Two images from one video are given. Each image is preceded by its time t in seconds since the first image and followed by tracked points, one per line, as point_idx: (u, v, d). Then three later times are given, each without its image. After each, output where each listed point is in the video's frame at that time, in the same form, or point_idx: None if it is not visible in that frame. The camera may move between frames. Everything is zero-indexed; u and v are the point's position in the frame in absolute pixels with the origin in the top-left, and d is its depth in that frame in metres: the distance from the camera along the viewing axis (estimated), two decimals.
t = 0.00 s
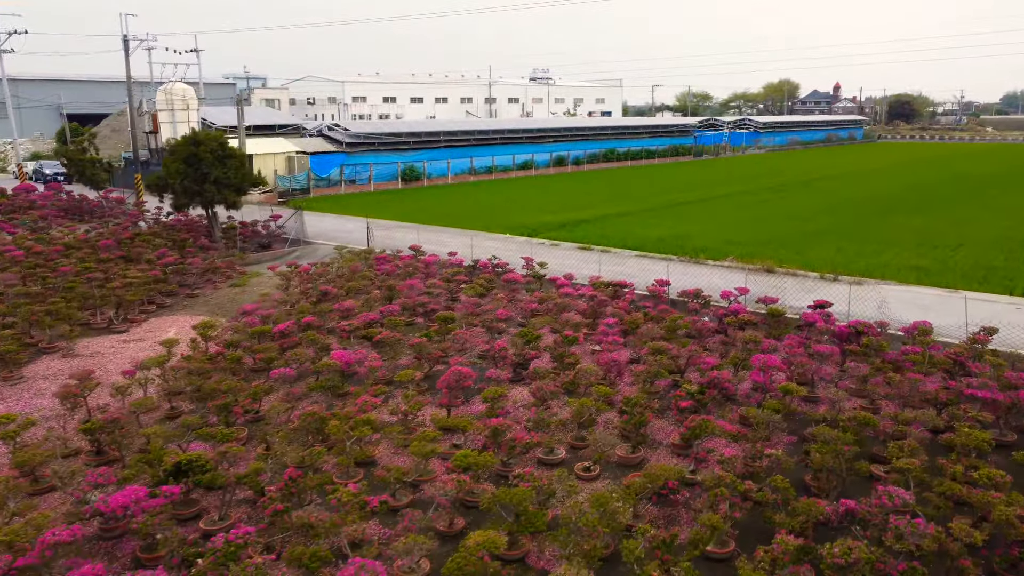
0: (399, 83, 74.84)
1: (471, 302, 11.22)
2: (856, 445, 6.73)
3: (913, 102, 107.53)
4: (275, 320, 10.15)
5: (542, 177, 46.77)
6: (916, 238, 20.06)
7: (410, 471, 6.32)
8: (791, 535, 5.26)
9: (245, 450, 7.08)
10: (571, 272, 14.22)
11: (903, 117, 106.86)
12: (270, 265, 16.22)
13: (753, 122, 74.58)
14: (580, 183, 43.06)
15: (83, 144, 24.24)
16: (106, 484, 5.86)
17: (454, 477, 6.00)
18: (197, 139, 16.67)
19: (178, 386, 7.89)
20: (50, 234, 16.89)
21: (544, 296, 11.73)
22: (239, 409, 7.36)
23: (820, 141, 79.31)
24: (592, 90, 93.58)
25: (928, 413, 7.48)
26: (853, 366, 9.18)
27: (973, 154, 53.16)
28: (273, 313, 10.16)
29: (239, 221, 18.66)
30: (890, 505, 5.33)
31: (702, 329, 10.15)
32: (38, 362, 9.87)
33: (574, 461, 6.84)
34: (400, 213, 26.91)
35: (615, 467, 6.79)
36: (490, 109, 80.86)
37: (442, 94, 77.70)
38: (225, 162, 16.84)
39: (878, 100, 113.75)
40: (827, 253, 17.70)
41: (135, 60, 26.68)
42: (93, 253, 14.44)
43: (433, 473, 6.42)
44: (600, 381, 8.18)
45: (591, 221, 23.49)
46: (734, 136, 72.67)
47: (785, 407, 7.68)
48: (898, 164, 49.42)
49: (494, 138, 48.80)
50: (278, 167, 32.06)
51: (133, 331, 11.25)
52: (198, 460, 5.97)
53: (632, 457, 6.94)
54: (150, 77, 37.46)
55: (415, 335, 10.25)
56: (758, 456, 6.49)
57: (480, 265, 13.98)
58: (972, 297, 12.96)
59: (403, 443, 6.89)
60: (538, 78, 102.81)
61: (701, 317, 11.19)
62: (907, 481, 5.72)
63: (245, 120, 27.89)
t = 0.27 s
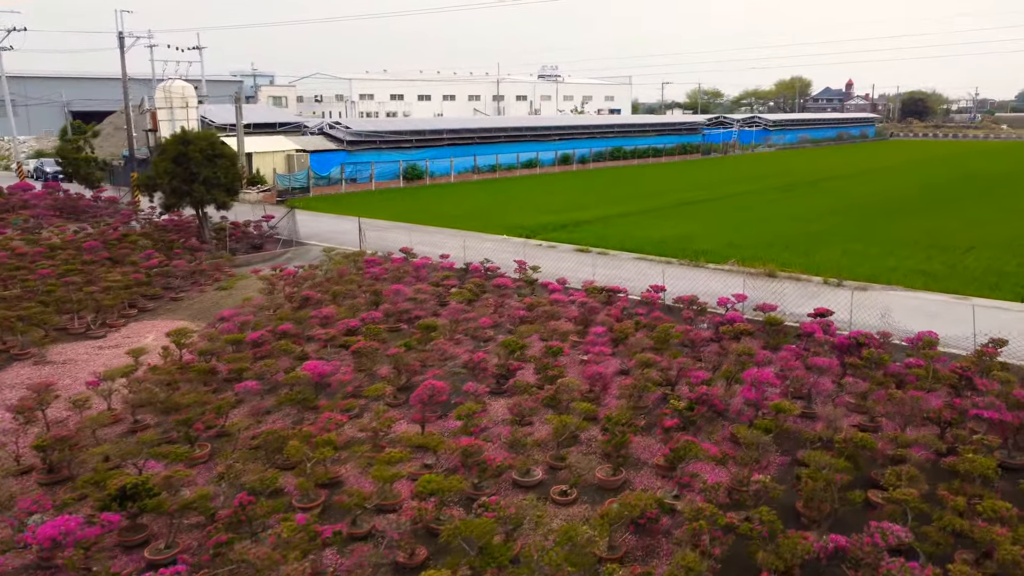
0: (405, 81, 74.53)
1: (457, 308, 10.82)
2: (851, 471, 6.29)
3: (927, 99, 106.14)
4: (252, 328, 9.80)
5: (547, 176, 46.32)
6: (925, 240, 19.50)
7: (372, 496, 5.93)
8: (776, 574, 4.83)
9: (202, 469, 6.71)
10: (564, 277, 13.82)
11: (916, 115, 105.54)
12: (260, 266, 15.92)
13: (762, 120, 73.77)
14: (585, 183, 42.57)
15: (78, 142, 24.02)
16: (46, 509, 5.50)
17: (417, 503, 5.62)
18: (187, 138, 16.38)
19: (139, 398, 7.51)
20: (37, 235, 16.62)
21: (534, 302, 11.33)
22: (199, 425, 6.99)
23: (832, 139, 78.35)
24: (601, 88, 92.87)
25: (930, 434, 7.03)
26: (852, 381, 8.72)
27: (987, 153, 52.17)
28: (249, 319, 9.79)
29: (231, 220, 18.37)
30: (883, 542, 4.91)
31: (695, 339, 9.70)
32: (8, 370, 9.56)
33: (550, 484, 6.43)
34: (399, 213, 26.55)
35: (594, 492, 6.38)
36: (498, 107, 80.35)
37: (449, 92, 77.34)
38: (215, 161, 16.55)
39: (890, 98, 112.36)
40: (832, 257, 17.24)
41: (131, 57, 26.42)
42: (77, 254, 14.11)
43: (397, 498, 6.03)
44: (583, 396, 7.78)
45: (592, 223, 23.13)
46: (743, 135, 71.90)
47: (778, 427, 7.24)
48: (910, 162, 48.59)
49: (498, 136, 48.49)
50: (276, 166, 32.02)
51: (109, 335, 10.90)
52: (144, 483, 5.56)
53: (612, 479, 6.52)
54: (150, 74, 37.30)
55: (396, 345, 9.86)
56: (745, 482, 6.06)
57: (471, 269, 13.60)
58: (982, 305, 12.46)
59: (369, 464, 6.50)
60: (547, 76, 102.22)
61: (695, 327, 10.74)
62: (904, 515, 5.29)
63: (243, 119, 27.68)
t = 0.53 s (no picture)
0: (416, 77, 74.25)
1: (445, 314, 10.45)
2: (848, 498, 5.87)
3: (945, 96, 104.41)
4: (232, 334, 9.49)
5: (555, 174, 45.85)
6: (939, 242, 18.92)
7: (334, 520, 5.58)
8: None
9: (162, 486, 6.38)
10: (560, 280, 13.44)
11: (935, 111, 103.86)
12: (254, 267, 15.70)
13: (776, 117, 72.80)
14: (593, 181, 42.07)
15: (79, 140, 23.91)
16: None
17: (379, 532, 5.25)
18: (180, 136, 16.13)
19: (102, 409, 7.19)
20: (30, 234, 16.44)
21: (526, 308, 10.95)
22: (160, 439, 6.67)
23: (847, 136, 77.13)
24: (613, 84, 92.07)
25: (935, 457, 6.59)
26: (855, 396, 8.27)
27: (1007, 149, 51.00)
28: (228, 325, 9.48)
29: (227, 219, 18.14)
30: None
31: (690, 348, 9.29)
32: None
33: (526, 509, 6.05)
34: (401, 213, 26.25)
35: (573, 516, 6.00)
36: (510, 103, 79.85)
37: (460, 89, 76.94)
38: (208, 160, 16.31)
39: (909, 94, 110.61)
40: (840, 260, 16.76)
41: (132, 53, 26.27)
42: (65, 255, 13.88)
43: (362, 522, 5.68)
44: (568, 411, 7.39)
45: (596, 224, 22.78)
46: (756, 132, 70.99)
47: (772, 447, 6.82)
48: (927, 159, 47.54)
49: (506, 133, 48.16)
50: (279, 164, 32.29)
51: (88, 338, 10.62)
52: (90, 505, 5.20)
53: (593, 502, 6.13)
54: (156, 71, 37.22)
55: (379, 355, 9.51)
56: (733, 511, 5.66)
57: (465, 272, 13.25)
58: (995, 313, 11.95)
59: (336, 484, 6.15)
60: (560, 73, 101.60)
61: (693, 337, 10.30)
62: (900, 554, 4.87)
63: (245, 116, 27.60)
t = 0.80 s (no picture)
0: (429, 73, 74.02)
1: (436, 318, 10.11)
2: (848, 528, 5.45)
3: (968, 91, 102.43)
4: (215, 339, 9.20)
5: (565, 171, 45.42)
6: (956, 244, 18.32)
7: (295, 546, 5.25)
8: None
9: (124, 503, 6.09)
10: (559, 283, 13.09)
11: (956, 107, 101.98)
12: (250, 267, 15.54)
13: (793, 113, 71.72)
14: (603, 178, 41.58)
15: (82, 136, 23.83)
16: None
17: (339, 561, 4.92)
18: (177, 133, 15.92)
19: (68, 419, 6.91)
20: (27, 233, 16.30)
21: (521, 313, 10.58)
22: (123, 452, 6.37)
23: (866, 132, 75.85)
24: (628, 79, 91.21)
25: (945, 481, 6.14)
26: (861, 411, 7.83)
27: None
28: (210, 329, 9.20)
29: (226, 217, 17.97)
30: None
31: (688, 357, 8.88)
32: None
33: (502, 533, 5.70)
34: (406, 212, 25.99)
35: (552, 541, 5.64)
36: (524, 99, 79.29)
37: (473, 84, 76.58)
38: (205, 158, 16.10)
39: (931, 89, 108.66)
40: (851, 263, 16.26)
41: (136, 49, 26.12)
42: (57, 254, 13.69)
43: (326, 547, 5.35)
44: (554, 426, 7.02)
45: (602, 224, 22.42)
46: (772, 128, 69.99)
47: (769, 468, 6.41)
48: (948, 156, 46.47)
49: (517, 129, 47.78)
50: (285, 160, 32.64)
51: (70, 340, 10.39)
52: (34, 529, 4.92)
53: (575, 527, 5.76)
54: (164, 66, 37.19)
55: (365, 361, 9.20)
56: (723, 541, 5.27)
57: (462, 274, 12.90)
58: (1013, 320, 11.42)
59: (303, 504, 5.83)
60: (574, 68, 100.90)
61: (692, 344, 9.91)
62: None
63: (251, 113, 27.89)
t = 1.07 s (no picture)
0: (444, 67, 73.66)
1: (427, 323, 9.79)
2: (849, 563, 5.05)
3: (993, 86, 100.30)
4: (199, 342, 8.92)
5: (578, 167, 44.93)
6: (975, 244, 17.73)
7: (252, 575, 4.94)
8: None
9: (85, 519, 5.82)
10: (559, 286, 12.73)
11: (981, 102, 99.94)
12: (250, 265, 15.41)
13: (812, 108, 70.58)
14: (615, 174, 41.05)
15: (88, 131, 23.77)
16: None
17: None
18: (176, 129, 15.71)
19: (35, 428, 6.66)
20: (26, 230, 16.18)
21: (517, 318, 10.26)
22: (87, 465, 6.11)
23: (887, 128, 74.43)
24: (645, 74, 90.18)
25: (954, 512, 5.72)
26: (868, 426, 7.41)
27: None
28: (193, 333, 8.95)
29: (228, 215, 17.80)
30: None
31: (687, 367, 8.49)
32: None
33: (479, 560, 5.36)
34: (413, 209, 25.72)
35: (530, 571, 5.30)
36: (540, 94, 78.64)
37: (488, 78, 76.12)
38: (203, 154, 15.92)
39: (955, 84, 106.49)
40: (865, 265, 15.77)
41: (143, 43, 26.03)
42: (52, 252, 13.52)
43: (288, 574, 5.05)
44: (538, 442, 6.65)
45: (609, 224, 22.07)
46: (791, 124, 68.92)
47: (765, 490, 6.01)
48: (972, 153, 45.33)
49: (529, 125, 47.45)
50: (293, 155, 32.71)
51: (56, 341, 10.18)
52: None
53: (554, 553, 5.42)
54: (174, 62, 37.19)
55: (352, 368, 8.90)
56: None
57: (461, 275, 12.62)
58: None
59: (267, 528, 5.50)
60: (591, 62, 100.09)
61: (693, 354, 9.51)
62: None
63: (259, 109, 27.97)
